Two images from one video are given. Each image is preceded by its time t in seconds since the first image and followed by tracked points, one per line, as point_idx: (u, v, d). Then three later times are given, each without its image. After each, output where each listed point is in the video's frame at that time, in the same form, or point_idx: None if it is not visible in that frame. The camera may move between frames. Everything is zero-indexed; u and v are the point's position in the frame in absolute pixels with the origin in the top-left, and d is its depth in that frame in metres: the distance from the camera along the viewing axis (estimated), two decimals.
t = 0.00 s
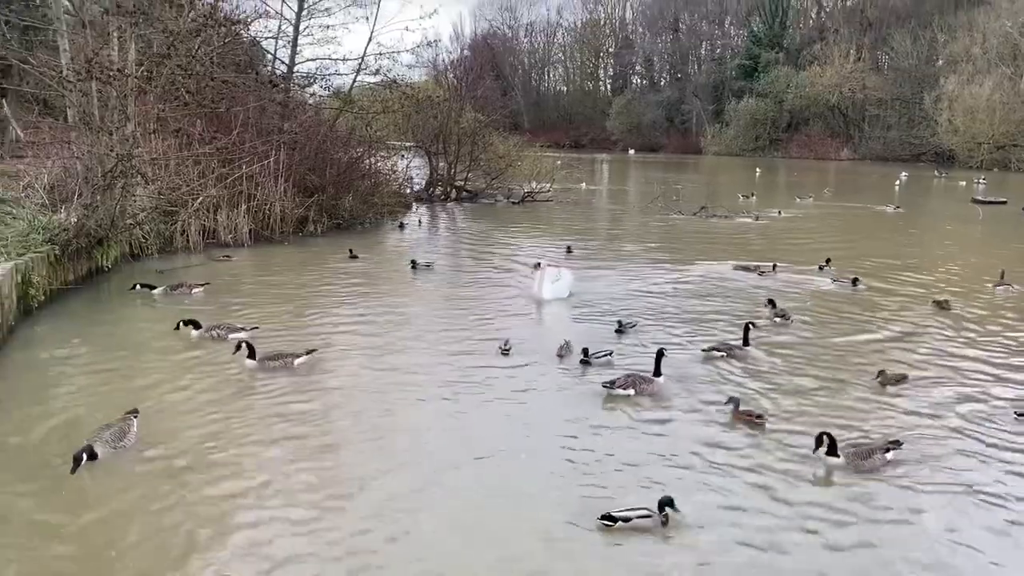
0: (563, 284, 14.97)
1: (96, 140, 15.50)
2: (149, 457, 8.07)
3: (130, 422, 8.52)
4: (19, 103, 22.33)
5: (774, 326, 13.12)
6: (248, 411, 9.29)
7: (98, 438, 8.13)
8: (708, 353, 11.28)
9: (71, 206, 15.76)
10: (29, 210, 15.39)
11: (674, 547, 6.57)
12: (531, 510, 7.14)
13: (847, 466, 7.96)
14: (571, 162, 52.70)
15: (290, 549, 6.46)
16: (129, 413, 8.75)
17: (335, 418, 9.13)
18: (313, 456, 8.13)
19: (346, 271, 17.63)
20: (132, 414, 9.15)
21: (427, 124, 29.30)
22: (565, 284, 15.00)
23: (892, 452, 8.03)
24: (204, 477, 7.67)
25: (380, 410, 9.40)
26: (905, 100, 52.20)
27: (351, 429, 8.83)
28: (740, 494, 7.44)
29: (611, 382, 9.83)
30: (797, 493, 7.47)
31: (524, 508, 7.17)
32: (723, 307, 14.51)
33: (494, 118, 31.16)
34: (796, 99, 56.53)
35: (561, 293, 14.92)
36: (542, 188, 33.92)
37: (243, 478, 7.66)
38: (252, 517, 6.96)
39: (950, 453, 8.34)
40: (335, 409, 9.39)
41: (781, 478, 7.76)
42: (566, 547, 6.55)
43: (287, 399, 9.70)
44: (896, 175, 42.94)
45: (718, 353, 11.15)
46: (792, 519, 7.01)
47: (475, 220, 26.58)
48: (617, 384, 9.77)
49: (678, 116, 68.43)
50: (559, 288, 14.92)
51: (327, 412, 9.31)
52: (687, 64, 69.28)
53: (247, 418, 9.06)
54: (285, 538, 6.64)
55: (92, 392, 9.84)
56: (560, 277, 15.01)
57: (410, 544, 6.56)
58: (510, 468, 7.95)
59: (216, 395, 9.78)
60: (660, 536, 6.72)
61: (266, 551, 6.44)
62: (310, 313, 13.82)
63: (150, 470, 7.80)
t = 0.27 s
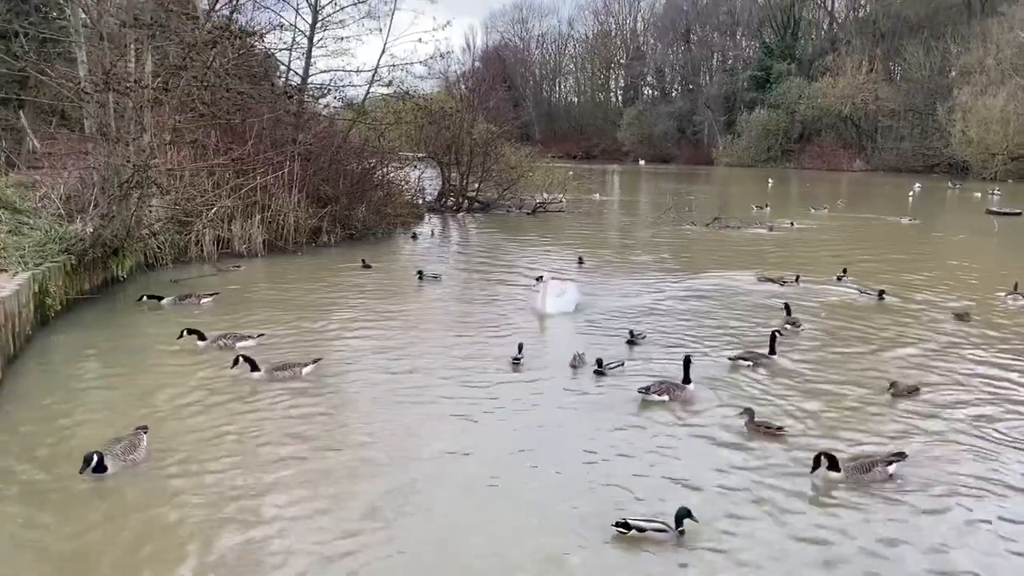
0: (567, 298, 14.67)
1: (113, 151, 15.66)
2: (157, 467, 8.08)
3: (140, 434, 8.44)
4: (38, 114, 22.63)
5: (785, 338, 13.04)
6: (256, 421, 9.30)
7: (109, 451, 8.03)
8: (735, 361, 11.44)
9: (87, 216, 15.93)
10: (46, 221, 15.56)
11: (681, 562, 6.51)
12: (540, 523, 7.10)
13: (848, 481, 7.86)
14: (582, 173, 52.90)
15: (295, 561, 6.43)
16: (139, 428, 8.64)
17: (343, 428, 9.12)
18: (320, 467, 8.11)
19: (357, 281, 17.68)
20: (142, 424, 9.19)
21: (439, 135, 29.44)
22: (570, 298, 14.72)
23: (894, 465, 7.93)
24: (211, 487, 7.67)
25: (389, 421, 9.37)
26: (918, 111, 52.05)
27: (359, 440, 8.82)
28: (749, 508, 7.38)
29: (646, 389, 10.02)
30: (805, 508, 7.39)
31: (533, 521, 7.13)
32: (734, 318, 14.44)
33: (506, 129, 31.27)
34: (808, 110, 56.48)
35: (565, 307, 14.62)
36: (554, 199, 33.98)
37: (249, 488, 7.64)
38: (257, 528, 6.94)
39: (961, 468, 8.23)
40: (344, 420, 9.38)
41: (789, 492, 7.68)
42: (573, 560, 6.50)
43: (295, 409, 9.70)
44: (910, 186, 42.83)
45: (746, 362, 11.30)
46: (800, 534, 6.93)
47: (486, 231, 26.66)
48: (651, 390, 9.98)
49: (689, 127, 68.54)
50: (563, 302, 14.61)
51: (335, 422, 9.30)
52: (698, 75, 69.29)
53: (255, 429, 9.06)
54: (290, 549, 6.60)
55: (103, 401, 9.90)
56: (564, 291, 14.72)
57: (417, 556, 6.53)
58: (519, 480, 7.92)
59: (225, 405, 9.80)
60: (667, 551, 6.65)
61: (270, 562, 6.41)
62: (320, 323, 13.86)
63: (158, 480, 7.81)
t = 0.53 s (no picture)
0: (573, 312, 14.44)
1: (133, 162, 15.82)
2: (171, 476, 8.11)
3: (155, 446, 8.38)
4: (57, 125, 22.90)
5: (800, 350, 12.97)
6: (270, 431, 9.32)
7: (124, 464, 8.00)
8: (765, 370, 11.53)
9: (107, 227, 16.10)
10: (66, 231, 15.74)
11: None
12: (555, 534, 7.07)
13: (849, 492, 7.84)
14: (596, 184, 53.03)
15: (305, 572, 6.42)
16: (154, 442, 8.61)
17: (355, 439, 9.12)
18: (332, 477, 8.11)
19: (371, 291, 17.73)
20: (157, 433, 9.24)
21: (454, 146, 29.56)
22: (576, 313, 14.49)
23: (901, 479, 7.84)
24: (223, 497, 7.68)
25: (401, 431, 9.37)
26: (933, 121, 51.87)
27: (371, 450, 8.81)
28: (762, 522, 7.32)
29: (679, 394, 10.12)
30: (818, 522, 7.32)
31: (547, 532, 7.11)
32: (748, 330, 14.38)
33: (520, 140, 31.38)
34: (823, 121, 56.41)
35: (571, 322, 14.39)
36: (567, 209, 34.05)
37: (261, 498, 7.65)
38: (268, 538, 6.93)
39: (976, 482, 8.13)
40: (356, 430, 9.38)
41: (802, 506, 7.62)
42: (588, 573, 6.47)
43: (308, 419, 9.71)
44: (925, 197, 42.63)
45: (775, 370, 11.40)
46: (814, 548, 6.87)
47: (501, 241, 26.72)
48: (685, 396, 10.09)
49: (703, 138, 68.56)
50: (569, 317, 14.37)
51: (347, 433, 9.30)
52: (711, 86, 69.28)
53: (269, 439, 9.08)
54: (301, 559, 6.60)
55: (119, 410, 9.97)
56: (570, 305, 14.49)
57: (433, 566, 6.53)
58: (534, 491, 7.90)
59: (240, 415, 9.83)
60: (680, 564, 6.60)
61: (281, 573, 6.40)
62: (334, 333, 13.89)
63: (171, 488, 7.83)
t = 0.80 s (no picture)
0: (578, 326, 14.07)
1: (151, 172, 15.92)
2: (180, 484, 8.08)
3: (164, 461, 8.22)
4: (75, 136, 23.11)
5: (814, 362, 12.83)
6: (279, 440, 9.28)
7: (136, 479, 7.83)
8: (795, 380, 11.59)
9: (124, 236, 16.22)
10: (84, 240, 15.87)
11: None
12: (565, 547, 6.98)
13: (847, 502, 7.76)
14: (609, 194, 53.06)
15: None
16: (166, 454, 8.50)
17: (363, 449, 9.05)
18: (339, 488, 8.04)
19: (383, 301, 17.71)
20: (168, 442, 9.23)
21: (467, 156, 29.64)
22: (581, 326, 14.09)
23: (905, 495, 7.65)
24: (231, 507, 7.63)
25: (410, 442, 9.29)
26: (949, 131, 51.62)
27: (379, 461, 8.74)
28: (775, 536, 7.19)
29: (712, 401, 10.23)
30: (830, 536, 7.19)
31: (558, 545, 7.02)
32: (762, 341, 14.25)
33: (534, 150, 31.40)
34: (837, 131, 56.24)
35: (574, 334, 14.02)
36: (581, 220, 34.03)
37: (268, 509, 7.58)
38: (274, 549, 6.86)
39: (992, 497, 7.95)
40: (364, 441, 9.32)
41: (814, 521, 7.48)
42: None
43: (318, 429, 9.66)
44: (942, 207, 42.39)
45: (805, 380, 11.44)
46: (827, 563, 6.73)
47: (514, 251, 26.71)
48: (717, 404, 10.20)
49: (717, 148, 68.52)
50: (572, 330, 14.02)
51: (356, 443, 9.24)
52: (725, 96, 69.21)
53: (278, 449, 9.03)
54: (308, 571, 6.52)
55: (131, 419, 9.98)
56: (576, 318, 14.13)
57: None
58: (545, 503, 7.81)
59: (250, 424, 9.81)
60: None
61: None
62: (346, 343, 13.88)
63: (182, 497, 7.80)
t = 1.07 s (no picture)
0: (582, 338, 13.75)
1: (168, 181, 16.04)
2: (195, 493, 8.08)
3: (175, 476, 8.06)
4: (93, 145, 23.34)
5: (828, 372, 12.73)
6: (292, 449, 9.27)
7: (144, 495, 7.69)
8: (823, 387, 11.62)
9: (141, 245, 16.36)
10: (101, 249, 16.02)
11: None
12: (583, 557, 6.91)
13: (839, 512, 7.68)
14: (623, 204, 53.08)
15: None
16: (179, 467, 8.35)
17: (375, 458, 9.02)
18: (353, 498, 8.00)
19: (396, 309, 17.74)
20: (184, 450, 9.26)
21: (481, 165, 29.76)
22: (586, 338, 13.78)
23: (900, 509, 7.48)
24: (243, 516, 7.61)
25: (422, 451, 9.27)
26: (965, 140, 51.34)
27: (393, 470, 8.71)
28: (792, 548, 7.09)
29: (742, 406, 10.35)
30: (848, 549, 7.08)
31: (567, 552, 7.00)
32: (776, 350, 14.16)
33: (547, 159, 31.43)
34: (852, 140, 56.04)
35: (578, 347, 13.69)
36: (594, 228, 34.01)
37: (281, 519, 7.55)
38: (283, 558, 6.84)
39: (1007, 510, 7.83)
40: (377, 450, 9.29)
41: (831, 532, 7.37)
42: None
43: (331, 438, 9.65)
44: (958, 217, 42.14)
45: (834, 387, 11.46)
46: None
47: (527, 259, 26.74)
48: (746, 409, 10.31)
49: (730, 157, 68.46)
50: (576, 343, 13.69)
51: (368, 452, 9.21)
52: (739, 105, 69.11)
53: (290, 457, 9.02)
54: None
55: (148, 426, 10.03)
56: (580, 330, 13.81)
57: None
58: (561, 513, 7.74)
59: (264, 433, 9.83)
60: None
61: None
62: (358, 351, 13.90)
63: (194, 504, 7.83)
